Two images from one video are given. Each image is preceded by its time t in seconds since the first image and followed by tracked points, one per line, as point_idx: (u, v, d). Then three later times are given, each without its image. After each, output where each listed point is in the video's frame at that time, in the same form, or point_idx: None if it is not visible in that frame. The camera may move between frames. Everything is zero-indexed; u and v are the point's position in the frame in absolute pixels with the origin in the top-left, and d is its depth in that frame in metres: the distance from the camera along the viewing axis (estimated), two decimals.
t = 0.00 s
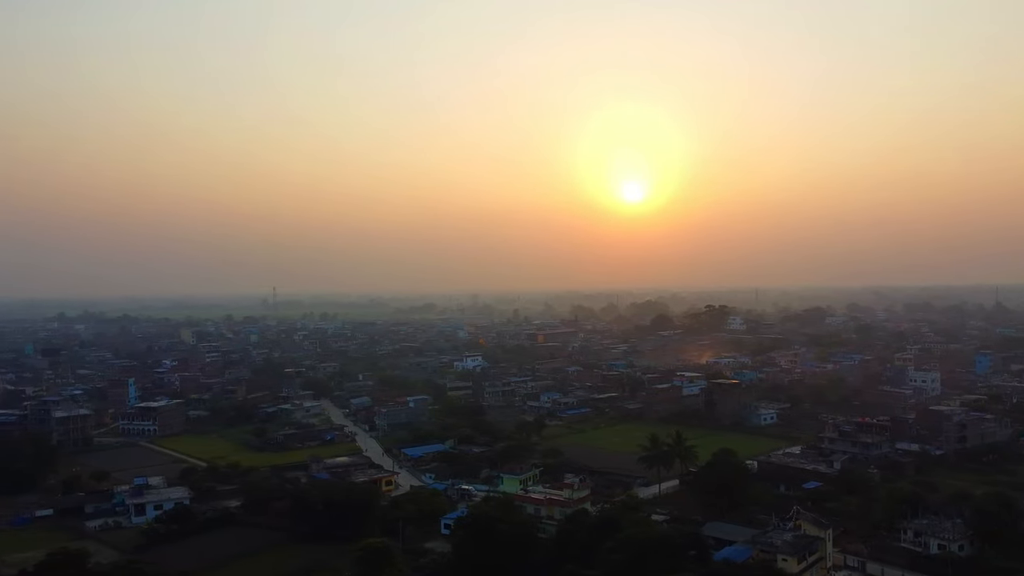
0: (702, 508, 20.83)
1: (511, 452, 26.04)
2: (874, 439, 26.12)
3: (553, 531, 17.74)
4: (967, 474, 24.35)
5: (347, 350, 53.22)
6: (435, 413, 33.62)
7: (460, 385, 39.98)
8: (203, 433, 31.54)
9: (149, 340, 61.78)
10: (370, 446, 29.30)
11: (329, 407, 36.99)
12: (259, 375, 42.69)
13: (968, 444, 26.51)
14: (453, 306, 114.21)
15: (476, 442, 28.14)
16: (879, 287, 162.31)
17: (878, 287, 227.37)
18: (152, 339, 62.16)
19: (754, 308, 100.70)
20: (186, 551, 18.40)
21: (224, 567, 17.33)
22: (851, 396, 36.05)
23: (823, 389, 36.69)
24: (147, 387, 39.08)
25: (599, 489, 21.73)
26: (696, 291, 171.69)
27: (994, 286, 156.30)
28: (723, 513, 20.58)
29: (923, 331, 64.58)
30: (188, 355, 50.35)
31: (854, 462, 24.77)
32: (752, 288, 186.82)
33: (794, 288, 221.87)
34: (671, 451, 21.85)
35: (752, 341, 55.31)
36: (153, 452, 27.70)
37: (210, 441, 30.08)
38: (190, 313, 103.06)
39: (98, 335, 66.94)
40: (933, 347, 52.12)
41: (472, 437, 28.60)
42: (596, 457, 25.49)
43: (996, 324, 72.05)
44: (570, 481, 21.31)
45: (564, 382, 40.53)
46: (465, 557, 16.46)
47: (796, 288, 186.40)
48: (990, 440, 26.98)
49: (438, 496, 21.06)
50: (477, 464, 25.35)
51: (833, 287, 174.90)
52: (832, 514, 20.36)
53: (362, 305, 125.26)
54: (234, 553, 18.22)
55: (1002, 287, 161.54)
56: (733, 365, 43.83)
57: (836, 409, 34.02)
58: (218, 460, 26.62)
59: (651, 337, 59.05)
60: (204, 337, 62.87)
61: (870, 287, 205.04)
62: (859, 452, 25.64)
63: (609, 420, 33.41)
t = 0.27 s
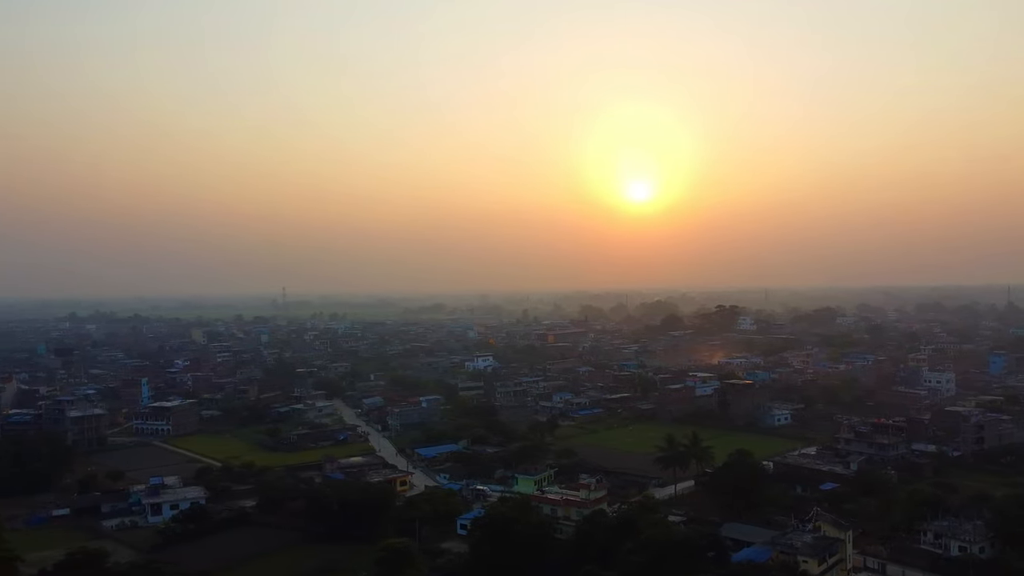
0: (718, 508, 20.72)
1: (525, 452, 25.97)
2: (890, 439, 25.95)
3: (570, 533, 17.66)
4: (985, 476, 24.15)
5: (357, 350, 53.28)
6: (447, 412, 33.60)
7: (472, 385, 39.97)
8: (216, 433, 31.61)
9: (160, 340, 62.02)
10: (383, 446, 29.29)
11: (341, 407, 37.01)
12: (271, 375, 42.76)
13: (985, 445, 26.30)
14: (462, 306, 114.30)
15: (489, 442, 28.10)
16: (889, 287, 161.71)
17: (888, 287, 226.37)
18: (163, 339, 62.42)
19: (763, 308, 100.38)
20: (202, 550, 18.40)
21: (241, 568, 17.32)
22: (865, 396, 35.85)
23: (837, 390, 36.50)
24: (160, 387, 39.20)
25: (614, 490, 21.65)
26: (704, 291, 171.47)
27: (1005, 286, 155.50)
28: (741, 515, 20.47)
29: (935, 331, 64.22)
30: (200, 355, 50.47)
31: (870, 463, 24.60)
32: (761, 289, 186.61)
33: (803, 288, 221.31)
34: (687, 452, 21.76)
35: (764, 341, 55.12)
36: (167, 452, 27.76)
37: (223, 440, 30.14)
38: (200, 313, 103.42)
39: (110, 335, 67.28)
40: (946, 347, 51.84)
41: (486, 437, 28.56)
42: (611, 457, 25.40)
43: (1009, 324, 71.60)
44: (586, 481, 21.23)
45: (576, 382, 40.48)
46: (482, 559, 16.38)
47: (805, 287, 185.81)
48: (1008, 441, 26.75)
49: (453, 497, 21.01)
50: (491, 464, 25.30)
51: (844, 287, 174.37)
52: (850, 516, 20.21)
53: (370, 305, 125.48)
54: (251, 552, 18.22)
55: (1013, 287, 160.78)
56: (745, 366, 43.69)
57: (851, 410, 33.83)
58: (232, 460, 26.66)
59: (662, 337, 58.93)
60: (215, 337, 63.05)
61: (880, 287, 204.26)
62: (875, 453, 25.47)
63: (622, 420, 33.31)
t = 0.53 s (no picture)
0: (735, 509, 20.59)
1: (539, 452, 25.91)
2: (907, 440, 25.77)
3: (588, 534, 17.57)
4: (1003, 478, 23.94)
5: (368, 350, 53.31)
6: (460, 413, 33.58)
7: (483, 385, 39.92)
8: (229, 432, 31.67)
9: (171, 339, 62.26)
10: (396, 446, 29.27)
11: (353, 406, 37.02)
12: (283, 375, 42.81)
13: (1003, 446, 26.07)
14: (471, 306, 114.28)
15: (502, 442, 28.05)
16: (899, 287, 161.13)
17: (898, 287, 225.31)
18: (175, 339, 62.67)
19: (773, 308, 100.02)
20: (219, 550, 18.41)
21: (257, 568, 17.29)
22: (880, 397, 35.63)
23: (851, 390, 36.29)
24: (173, 386, 39.32)
25: (630, 490, 21.56)
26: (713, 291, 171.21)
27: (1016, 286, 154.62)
28: (758, 516, 20.35)
29: (948, 331, 63.82)
30: (211, 355, 50.59)
31: (887, 464, 24.42)
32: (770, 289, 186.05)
33: (812, 288, 220.59)
34: (703, 452, 21.65)
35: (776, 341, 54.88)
36: (182, 452, 27.83)
37: (237, 440, 30.20)
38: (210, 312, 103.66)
39: (121, 335, 67.60)
40: (960, 347, 51.52)
41: (499, 437, 28.52)
42: (625, 458, 25.32)
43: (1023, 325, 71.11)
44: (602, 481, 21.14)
45: (588, 382, 40.39)
46: (500, 559, 16.31)
47: (815, 287, 185.14)
48: None
49: (469, 497, 20.96)
50: (505, 464, 25.25)
51: (853, 287, 173.68)
52: (868, 517, 20.07)
53: (379, 305, 125.66)
54: (267, 552, 18.22)
55: None
56: (757, 366, 43.52)
57: (865, 410, 33.63)
58: (246, 460, 26.69)
59: (673, 337, 58.76)
60: (226, 337, 63.18)
61: (889, 288, 203.40)
62: (892, 454, 25.30)
63: (634, 420, 33.21)
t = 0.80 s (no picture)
0: (753, 510, 20.46)
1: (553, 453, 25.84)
2: (924, 441, 25.59)
3: (607, 535, 17.47)
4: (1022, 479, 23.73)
5: (379, 350, 53.35)
6: (472, 413, 33.54)
7: (495, 385, 39.88)
8: (243, 432, 31.73)
9: (182, 339, 62.44)
10: (409, 446, 29.25)
11: (365, 406, 37.03)
12: (294, 375, 42.85)
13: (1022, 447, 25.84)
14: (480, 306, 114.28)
15: (516, 442, 28.00)
16: (908, 287, 160.71)
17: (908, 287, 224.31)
18: (186, 339, 62.87)
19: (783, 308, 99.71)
20: (235, 550, 18.41)
21: (274, 567, 17.27)
22: (894, 397, 35.42)
23: (865, 391, 36.09)
24: (186, 386, 39.40)
25: (646, 490, 21.47)
26: (721, 291, 170.86)
27: None
28: (776, 517, 20.22)
29: (961, 331, 63.50)
30: (223, 355, 50.69)
31: (904, 465, 24.23)
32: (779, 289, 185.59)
33: (821, 288, 219.79)
34: (720, 453, 21.53)
35: (787, 341, 54.68)
36: (196, 451, 27.88)
37: (251, 440, 30.24)
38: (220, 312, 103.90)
39: (133, 334, 67.89)
40: (973, 347, 51.23)
41: (512, 437, 28.46)
42: (640, 458, 25.22)
43: None
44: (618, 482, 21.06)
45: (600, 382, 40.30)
46: (518, 560, 16.24)
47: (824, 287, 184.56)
48: None
49: (485, 497, 20.89)
50: (519, 464, 25.20)
51: (863, 287, 173.11)
52: (887, 519, 19.90)
53: (388, 305, 125.81)
54: (283, 552, 18.20)
55: None
56: (770, 366, 43.35)
57: (880, 411, 33.44)
58: (260, 459, 26.73)
59: (684, 337, 58.61)
60: (237, 337, 63.31)
61: (899, 288, 202.58)
62: (909, 455, 25.13)
63: (647, 420, 33.11)
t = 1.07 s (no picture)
0: (770, 511, 20.35)
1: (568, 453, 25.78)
2: (941, 443, 25.41)
3: (625, 536, 17.39)
4: None
5: (389, 350, 53.39)
6: (485, 413, 33.53)
7: (507, 385, 39.85)
8: (256, 432, 31.77)
9: (193, 339, 62.63)
10: (423, 446, 29.24)
11: (377, 406, 37.06)
12: (306, 375, 42.89)
13: None
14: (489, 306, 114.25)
15: (530, 442, 27.96)
16: (918, 287, 160.29)
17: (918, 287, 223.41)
18: (197, 338, 63.08)
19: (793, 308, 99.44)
20: (252, 550, 18.39)
21: (291, 568, 17.25)
22: (908, 398, 35.22)
23: (879, 391, 35.91)
24: (198, 386, 39.48)
25: (661, 491, 21.39)
26: (730, 291, 170.50)
27: None
28: (793, 518, 20.09)
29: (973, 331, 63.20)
30: (235, 355, 50.77)
31: (922, 466, 24.06)
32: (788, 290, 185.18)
33: (830, 288, 219.14)
34: (736, 454, 21.42)
35: (799, 342, 54.49)
36: (210, 451, 27.94)
37: (264, 439, 30.29)
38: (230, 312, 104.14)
39: (144, 334, 68.16)
40: (987, 348, 50.97)
41: (526, 437, 28.42)
42: (654, 458, 25.15)
43: None
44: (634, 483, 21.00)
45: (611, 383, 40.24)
46: (536, 561, 16.18)
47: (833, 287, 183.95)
48: None
49: (500, 498, 20.84)
50: (533, 464, 25.16)
51: (873, 287, 172.64)
52: (905, 520, 19.77)
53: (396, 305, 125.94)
54: (300, 552, 18.19)
55: None
56: (782, 367, 43.20)
57: (894, 411, 33.27)
58: (274, 459, 26.76)
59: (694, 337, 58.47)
60: (247, 337, 63.41)
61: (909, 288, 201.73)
62: (926, 456, 24.98)
63: (660, 421, 33.02)
